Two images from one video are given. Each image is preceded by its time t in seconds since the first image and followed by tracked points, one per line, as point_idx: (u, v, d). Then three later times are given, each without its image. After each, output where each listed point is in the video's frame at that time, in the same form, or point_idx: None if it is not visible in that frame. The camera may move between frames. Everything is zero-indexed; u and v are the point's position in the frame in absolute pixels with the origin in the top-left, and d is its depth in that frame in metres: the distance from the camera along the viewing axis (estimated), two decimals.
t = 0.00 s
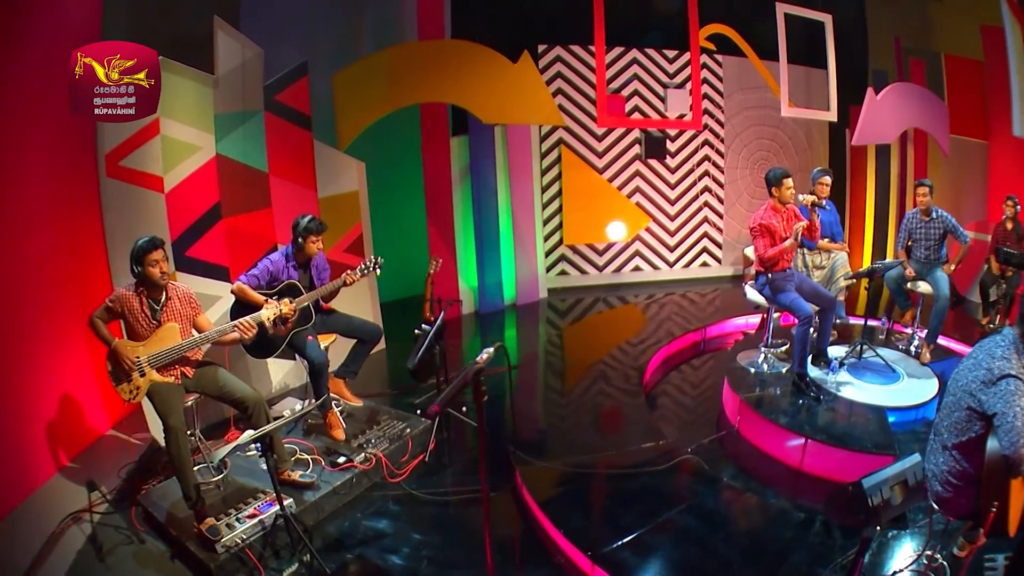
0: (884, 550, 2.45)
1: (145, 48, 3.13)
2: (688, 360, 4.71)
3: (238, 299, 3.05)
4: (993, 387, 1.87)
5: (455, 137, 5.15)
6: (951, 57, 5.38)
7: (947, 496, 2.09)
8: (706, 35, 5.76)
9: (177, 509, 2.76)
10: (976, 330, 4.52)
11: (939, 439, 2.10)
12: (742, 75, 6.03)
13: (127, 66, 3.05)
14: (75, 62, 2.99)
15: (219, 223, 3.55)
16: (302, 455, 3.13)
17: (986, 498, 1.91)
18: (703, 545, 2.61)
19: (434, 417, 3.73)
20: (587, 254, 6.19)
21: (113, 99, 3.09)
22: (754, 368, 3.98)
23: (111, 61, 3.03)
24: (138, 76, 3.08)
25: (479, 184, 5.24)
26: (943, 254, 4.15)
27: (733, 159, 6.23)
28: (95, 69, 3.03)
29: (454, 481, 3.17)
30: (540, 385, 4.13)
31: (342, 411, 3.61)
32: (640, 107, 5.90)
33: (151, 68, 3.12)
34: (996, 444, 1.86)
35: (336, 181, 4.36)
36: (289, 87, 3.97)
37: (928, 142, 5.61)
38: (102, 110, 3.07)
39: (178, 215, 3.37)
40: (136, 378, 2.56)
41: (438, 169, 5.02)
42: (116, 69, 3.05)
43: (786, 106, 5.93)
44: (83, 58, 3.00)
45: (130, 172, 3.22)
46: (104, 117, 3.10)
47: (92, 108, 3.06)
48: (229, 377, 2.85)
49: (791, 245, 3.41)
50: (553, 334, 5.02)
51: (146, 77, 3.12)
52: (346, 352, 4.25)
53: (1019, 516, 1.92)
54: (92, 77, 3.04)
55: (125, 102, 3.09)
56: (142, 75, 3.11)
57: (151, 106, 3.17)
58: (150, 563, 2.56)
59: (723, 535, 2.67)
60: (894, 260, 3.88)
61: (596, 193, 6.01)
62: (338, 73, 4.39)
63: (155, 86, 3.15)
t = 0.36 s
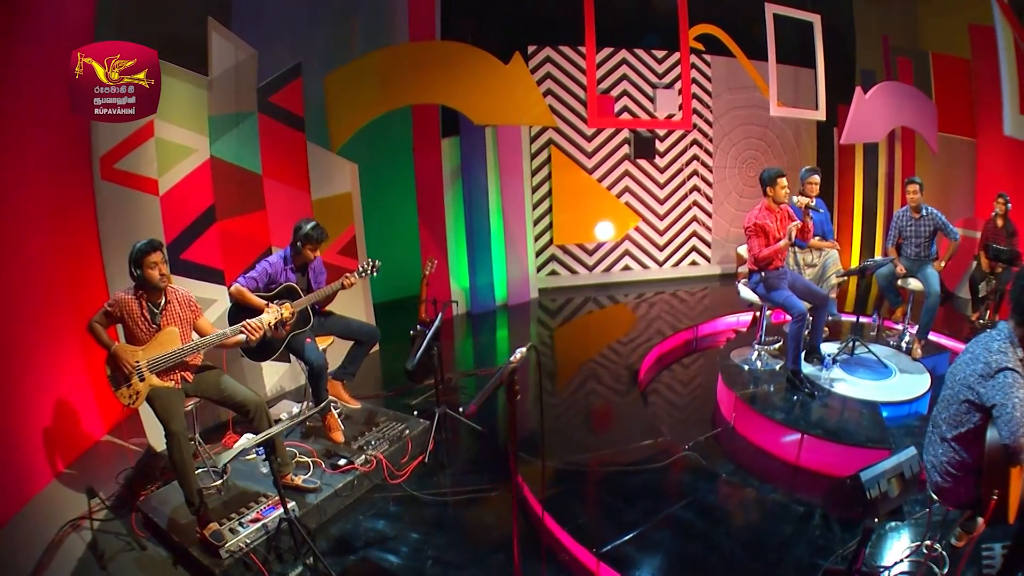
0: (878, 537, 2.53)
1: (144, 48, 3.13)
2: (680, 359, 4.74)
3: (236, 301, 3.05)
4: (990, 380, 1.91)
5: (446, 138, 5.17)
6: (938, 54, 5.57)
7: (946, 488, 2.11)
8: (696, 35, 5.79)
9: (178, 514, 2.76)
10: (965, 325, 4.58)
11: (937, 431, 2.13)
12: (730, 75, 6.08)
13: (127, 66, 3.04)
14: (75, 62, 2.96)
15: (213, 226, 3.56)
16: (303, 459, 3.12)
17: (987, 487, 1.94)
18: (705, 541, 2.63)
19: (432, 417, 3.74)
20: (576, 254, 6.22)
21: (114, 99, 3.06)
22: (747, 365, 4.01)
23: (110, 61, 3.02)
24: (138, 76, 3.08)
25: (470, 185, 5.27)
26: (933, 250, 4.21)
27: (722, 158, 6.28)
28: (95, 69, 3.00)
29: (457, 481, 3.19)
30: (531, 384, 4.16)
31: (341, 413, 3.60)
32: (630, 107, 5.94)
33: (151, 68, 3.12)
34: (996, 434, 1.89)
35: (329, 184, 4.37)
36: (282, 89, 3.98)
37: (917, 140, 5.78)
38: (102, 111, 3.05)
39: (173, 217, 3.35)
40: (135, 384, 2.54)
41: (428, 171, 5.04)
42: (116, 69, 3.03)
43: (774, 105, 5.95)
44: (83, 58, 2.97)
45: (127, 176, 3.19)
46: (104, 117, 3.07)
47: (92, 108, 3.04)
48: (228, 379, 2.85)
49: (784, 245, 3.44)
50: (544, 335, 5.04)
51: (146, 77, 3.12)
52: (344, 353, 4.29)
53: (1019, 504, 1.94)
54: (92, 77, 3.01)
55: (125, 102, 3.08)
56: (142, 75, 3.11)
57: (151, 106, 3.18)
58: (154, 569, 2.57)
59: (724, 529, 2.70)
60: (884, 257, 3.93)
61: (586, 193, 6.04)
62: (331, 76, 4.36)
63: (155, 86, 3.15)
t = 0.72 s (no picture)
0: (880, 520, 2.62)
1: (144, 48, 3.12)
2: (671, 356, 4.77)
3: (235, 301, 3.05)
4: (982, 373, 1.96)
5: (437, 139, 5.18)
6: (925, 53, 5.73)
7: (943, 478, 2.13)
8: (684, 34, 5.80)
9: (180, 518, 2.75)
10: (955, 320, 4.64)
11: (933, 423, 2.17)
12: (718, 75, 6.12)
13: (127, 66, 3.05)
14: (75, 62, 2.97)
15: (208, 227, 3.54)
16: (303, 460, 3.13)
17: (983, 475, 1.96)
18: (706, 534, 2.67)
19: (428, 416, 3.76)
20: (565, 253, 6.25)
21: (113, 99, 3.06)
22: (740, 362, 4.06)
23: (110, 61, 3.02)
24: (138, 76, 3.07)
25: (460, 187, 5.26)
26: (922, 247, 4.27)
27: (710, 157, 6.33)
28: (95, 69, 3.01)
29: (457, 480, 3.21)
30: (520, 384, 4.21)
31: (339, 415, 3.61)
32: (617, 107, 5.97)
33: (151, 67, 3.11)
34: (992, 424, 1.92)
35: (322, 184, 4.38)
36: (274, 91, 3.99)
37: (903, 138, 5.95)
38: (102, 111, 3.04)
39: (168, 219, 3.33)
40: (134, 388, 2.54)
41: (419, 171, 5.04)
42: (117, 69, 3.04)
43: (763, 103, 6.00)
44: (83, 58, 2.98)
45: (123, 178, 3.18)
46: (104, 117, 3.07)
47: (92, 107, 3.04)
48: (227, 382, 2.84)
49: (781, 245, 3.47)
50: (535, 334, 5.07)
51: (146, 77, 3.12)
52: (341, 352, 4.33)
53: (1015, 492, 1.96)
54: (92, 78, 3.02)
55: (125, 102, 3.08)
56: (142, 75, 3.11)
57: (150, 106, 3.17)
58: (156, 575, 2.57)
59: (723, 523, 2.74)
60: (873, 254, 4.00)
61: (573, 193, 6.06)
62: (325, 75, 4.46)
63: (155, 86, 3.14)
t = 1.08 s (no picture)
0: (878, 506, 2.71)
1: (143, 48, 3.16)
2: (661, 352, 4.81)
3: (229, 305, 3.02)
4: (975, 364, 2.01)
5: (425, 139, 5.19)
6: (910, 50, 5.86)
7: (939, 466, 2.18)
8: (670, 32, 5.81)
9: (180, 521, 2.75)
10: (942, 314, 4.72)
11: (926, 414, 2.22)
12: (704, 73, 6.14)
13: (127, 66, 3.07)
14: (75, 62, 2.99)
15: (200, 229, 3.52)
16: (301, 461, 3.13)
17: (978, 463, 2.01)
18: (704, 526, 2.71)
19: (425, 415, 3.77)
20: (553, 251, 6.27)
21: (113, 99, 3.08)
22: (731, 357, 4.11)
23: (111, 61, 3.05)
24: (138, 75, 3.10)
25: (449, 187, 5.30)
26: (910, 243, 4.34)
27: (696, 155, 6.35)
28: (95, 69, 3.03)
29: (455, 477, 3.23)
30: (509, 382, 4.24)
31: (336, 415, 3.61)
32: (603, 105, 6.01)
33: (151, 68, 3.14)
34: (985, 414, 1.97)
35: (313, 185, 4.37)
36: (266, 91, 4.00)
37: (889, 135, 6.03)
38: (102, 111, 3.06)
39: (162, 221, 3.32)
40: (131, 392, 2.53)
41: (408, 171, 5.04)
42: (116, 68, 3.06)
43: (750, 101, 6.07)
44: (83, 58, 3.00)
45: (117, 180, 3.17)
46: (104, 117, 3.08)
47: (92, 107, 3.05)
48: (224, 384, 2.83)
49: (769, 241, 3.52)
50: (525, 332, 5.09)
51: (146, 77, 3.14)
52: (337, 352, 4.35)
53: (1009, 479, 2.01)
54: (91, 77, 3.04)
55: (126, 102, 3.09)
56: (143, 75, 3.13)
57: (150, 106, 3.19)
58: None
59: (721, 516, 2.78)
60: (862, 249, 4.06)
61: (560, 191, 6.09)
62: (314, 76, 4.45)
63: (155, 86, 3.17)
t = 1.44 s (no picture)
0: (873, 492, 2.79)
1: (144, 48, 3.18)
2: (651, 346, 4.85)
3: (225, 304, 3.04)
4: (966, 353, 2.06)
5: (414, 135, 5.19)
6: (896, 46, 5.87)
7: (932, 452, 2.23)
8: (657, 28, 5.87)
9: (181, 522, 2.74)
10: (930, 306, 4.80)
11: (919, 401, 2.27)
12: (690, 69, 6.24)
13: (128, 66, 3.09)
14: (75, 62, 2.98)
15: (193, 227, 3.51)
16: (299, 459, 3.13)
17: (972, 448, 2.06)
18: (702, 515, 2.75)
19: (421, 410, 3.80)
20: (541, 247, 6.29)
21: (114, 98, 3.08)
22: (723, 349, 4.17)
23: (111, 61, 3.05)
24: (138, 76, 3.12)
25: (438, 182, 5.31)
26: (897, 235, 4.41)
27: (682, 150, 6.44)
28: (95, 69, 3.02)
29: (453, 472, 3.25)
30: (501, 377, 4.27)
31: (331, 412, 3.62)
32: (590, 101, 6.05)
33: (150, 68, 3.16)
34: (977, 401, 2.02)
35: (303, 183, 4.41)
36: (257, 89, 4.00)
37: (874, 129, 6.11)
38: (103, 110, 3.06)
39: (155, 221, 3.30)
40: (130, 392, 2.53)
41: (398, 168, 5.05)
42: (117, 68, 3.06)
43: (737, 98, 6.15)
44: (83, 58, 3.00)
45: (110, 179, 3.14)
46: (105, 117, 3.08)
47: (93, 107, 3.04)
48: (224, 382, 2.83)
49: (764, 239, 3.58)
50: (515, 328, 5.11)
51: (146, 77, 3.16)
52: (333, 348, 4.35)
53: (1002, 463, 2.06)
54: (91, 77, 3.02)
55: (126, 102, 3.11)
56: (143, 76, 3.15)
57: (150, 106, 3.21)
58: None
59: (719, 505, 2.83)
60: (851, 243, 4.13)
61: (549, 185, 6.11)
62: (303, 75, 4.42)
63: (154, 86, 3.19)
